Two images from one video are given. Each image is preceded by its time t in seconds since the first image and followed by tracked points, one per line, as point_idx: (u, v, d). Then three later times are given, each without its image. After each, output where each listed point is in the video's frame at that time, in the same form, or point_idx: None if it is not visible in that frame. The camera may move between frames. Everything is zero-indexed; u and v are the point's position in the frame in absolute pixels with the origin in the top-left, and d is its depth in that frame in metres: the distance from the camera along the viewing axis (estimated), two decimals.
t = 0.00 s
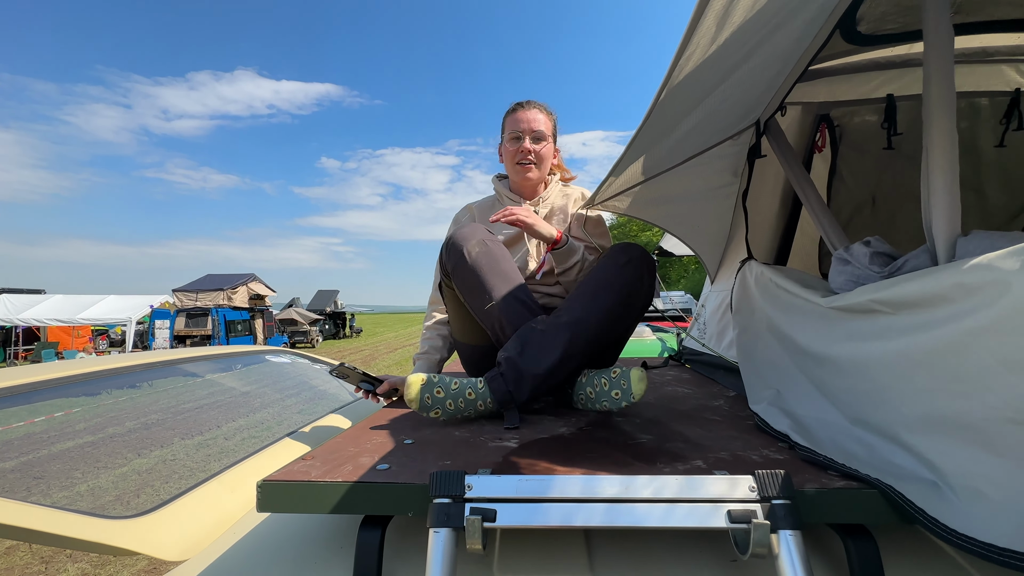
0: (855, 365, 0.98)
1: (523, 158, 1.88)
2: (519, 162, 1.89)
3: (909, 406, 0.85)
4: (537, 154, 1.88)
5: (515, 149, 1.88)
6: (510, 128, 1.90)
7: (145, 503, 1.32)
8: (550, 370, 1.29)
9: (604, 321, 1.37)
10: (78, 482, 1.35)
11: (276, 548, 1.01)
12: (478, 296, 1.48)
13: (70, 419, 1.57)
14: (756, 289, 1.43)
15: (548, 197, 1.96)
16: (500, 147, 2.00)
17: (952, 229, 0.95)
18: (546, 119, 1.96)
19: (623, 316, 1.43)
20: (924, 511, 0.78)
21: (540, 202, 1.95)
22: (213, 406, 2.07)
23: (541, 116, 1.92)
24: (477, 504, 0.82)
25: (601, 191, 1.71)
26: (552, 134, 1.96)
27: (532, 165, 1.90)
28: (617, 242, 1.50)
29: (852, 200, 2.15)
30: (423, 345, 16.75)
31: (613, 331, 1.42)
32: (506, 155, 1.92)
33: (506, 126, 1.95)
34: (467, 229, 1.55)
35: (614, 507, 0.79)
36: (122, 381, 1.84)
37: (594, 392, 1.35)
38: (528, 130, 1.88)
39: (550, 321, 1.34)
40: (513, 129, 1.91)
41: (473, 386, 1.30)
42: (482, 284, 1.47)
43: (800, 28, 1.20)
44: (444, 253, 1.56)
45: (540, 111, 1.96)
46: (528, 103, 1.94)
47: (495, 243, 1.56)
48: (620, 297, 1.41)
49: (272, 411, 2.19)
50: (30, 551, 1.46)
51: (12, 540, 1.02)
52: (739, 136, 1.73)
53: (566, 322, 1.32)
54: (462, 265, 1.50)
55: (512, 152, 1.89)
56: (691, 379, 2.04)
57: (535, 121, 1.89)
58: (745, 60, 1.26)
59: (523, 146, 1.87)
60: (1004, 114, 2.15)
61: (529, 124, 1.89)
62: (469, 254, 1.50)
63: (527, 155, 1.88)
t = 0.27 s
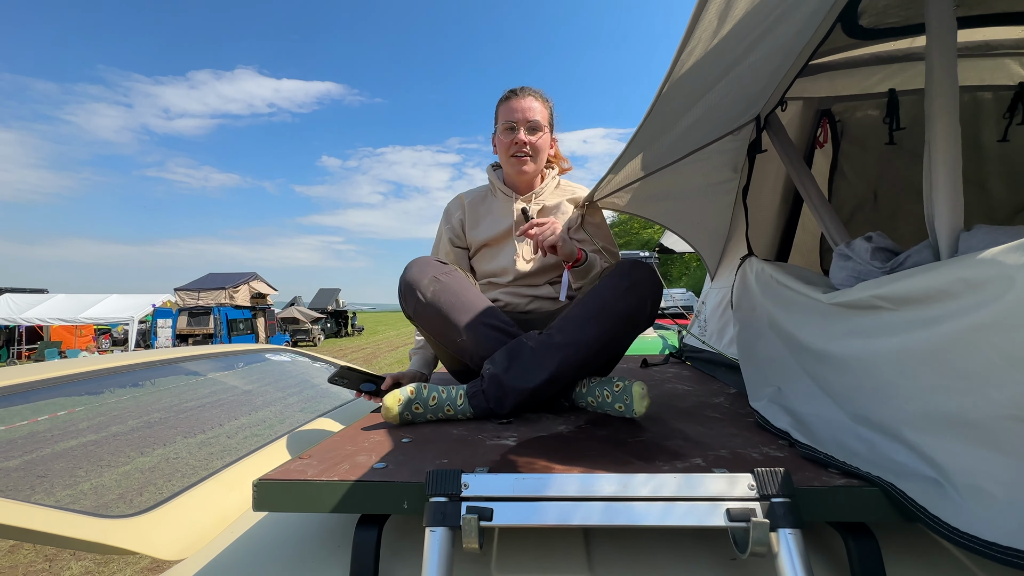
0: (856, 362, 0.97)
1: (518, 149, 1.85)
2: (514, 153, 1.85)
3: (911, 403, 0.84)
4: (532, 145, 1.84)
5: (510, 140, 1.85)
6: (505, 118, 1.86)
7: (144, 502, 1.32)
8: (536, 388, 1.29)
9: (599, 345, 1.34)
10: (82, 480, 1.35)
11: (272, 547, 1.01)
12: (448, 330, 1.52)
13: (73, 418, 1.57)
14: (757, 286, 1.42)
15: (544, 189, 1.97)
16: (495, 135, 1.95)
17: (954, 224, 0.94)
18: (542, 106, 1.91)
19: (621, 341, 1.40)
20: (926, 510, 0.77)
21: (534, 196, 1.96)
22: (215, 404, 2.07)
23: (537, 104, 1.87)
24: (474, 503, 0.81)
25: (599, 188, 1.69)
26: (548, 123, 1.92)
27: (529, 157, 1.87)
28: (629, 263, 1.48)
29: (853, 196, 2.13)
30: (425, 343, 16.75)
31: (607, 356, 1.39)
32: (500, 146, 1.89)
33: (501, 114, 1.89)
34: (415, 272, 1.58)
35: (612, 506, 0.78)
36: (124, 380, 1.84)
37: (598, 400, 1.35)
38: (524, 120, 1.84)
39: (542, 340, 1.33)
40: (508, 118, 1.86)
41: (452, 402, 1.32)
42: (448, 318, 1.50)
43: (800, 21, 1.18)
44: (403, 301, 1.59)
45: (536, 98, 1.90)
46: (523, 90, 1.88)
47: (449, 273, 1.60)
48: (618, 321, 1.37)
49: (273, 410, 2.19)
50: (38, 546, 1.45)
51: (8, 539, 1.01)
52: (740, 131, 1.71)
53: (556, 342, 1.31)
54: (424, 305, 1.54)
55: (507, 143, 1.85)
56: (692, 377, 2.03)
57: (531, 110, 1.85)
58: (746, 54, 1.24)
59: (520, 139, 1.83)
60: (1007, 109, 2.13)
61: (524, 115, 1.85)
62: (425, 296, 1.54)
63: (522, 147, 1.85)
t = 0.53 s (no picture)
0: (854, 359, 0.96)
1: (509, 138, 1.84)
2: (506, 142, 1.84)
3: (909, 401, 0.83)
4: (524, 134, 1.83)
5: (501, 129, 1.83)
6: (497, 106, 1.85)
7: (143, 499, 1.32)
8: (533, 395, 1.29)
9: (605, 364, 1.32)
10: (87, 479, 1.37)
11: (268, 544, 1.01)
12: (449, 363, 1.46)
13: (80, 417, 1.59)
14: (756, 283, 1.41)
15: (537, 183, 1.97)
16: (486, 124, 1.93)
17: (954, 219, 0.93)
18: (535, 96, 1.90)
19: (628, 360, 1.38)
20: (924, 508, 0.77)
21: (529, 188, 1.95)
22: (219, 403, 2.08)
23: (530, 93, 1.86)
24: (468, 500, 0.81)
25: (598, 185, 1.69)
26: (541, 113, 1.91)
27: (521, 147, 1.86)
28: (642, 282, 1.42)
29: (855, 194, 2.11)
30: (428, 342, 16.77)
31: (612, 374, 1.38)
32: (492, 136, 1.88)
33: (493, 103, 1.88)
34: (403, 307, 1.47)
35: (607, 503, 0.78)
36: (127, 378, 1.87)
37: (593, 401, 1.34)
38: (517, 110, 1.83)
39: (549, 350, 1.32)
40: (501, 107, 1.85)
41: (452, 403, 1.32)
42: (449, 353, 1.44)
43: (800, 16, 1.17)
44: (396, 340, 1.49)
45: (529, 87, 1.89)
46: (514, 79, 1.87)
47: (438, 302, 1.49)
48: (627, 340, 1.34)
49: (277, 409, 2.19)
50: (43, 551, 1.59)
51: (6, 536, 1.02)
52: (740, 128, 1.70)
53: (562, 354, 1.31)
54: (419, 343, 1.45)
55: (499, 133, 1.84)
56: (693, 375, 2.02)
57: (524, 99, 1.84)
58: (743, 49, 1.23)
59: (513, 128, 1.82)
60: (1012, 105, 2.11)
61: (515, 103, 1.84)
62: (417, 332, 1.44)
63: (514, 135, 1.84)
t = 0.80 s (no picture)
0: (852, 362, 0.94)
1: (487, 139, 1.82)
2: (484, 144, 1.83)
3: (907, 404, 0.81)
4: (502, 136, 1.82)
5: (479, 130, 1.82)
6: (475, 107, 1.84)
7: (137, 501, 1.31)
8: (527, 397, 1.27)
9: (602, 364, 1.31)
10: (94, 478, 1.41)
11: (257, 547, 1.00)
12: (444, 365, 1.45)
13: (88, 417, 1.64)
14: (755, 283, 1.39)
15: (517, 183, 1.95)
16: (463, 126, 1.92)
17: (955, 217, 0.91)
18: (513, 97, 1.90)
19: (625, 360, 1.36)
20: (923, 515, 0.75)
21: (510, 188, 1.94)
22: (224, 403, 2.10)
23: (507, 94, 1.85)
24: (454, 504, 0.80)
25: (597, 187, 1.66)
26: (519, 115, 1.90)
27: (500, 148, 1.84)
28: (641, 281, 1.40)
29: (857, 194, 2.07)
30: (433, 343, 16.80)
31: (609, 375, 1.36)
32: (471, 137, 1.86)
33: (471, 104, 1.87)
34: (396, 311, 1.47)
35: (596, 508, 0.76)
36: (137, 377, 1.90)
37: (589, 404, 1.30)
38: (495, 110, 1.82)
39: (545, 351, 1.31)
40: (478, 108, 1.84)
41: (451, 402, 1.28)
42: (443, 355, 1.43)
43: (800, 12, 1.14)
44: (389, 344, 1.48)
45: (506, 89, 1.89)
46: (494, 80, 1.86)
47: (432, 305, 1.48)
48: (623, 340, 1.32)
49: (282, 409, 2.21)
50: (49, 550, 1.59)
51: None
52: (740, 127, 1.68)
53: (556, 355, 1.29)
54: (413, 347, 1.44)
55: (477, 135, 1.82)
56: (693, 377, 2.00)
57: (501, 100, 1.83)
58: (742, 46, 1.21)
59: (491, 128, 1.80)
60: (1019, 102, 2.08)
61: (493, 104, 1.83)
62: (411, 335, 1.43)
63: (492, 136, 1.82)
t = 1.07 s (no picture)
0: (851, 371, 0.92)
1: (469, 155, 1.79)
2: (465, 159, 1.79)
3: (906, 416, 0.79)
4: (484, 151, 1.79)
5: (460, 146, 1.78)
6: (455, 122, 1.79)
7: (134, 506, 1.32)
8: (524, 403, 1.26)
9: (599, 368, 1.29)
10: (105, 477, 1.45)
11: (250, 555, 0.99)
12: (441, 372, 1.45)
13: (99, 416, 1.67)
14: (756, 288, 1.37)
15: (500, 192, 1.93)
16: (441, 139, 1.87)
17: (957, 224, 0.89)
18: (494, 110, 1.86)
19: (622, 363, 1.34)
20: (921, 530, 0.73)
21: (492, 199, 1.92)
22: (233, 404, 2.11)
23: (487, 109, 1.81)
24: (442, 516, 0.79)
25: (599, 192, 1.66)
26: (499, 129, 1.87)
27: (481, 164, 1.81)
28: (636, 284, 1.38)
29: (862, 197, 2.04)
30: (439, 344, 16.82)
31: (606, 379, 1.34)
32: (452, 152, 1.81)
33: (450, 117, 1.82)
34: (391, 319, 1.45)
35: (586, 522, 0.75)
36: (145, 379, 1.92)
37: (585, 410, 1.30)
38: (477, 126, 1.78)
39: (541, 357, 1.30)
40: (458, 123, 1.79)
41: (446, 411, 1.28)
42: (440, 362, 1.42)
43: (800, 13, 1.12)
44: (385, 351, 1.48)
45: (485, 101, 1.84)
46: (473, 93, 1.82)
47: (427, 313, 1.46)
48: (619, 345, 1.30)
49: (289, 410, 2.21)
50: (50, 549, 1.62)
51: None
52: (741, 130, 1.66)
53: (552, 361, 1.28)
54: (409, 355, 1.44)
55: (459, 150, 1.78)
56: (694, 382, 1.97)
57: (483, 115, 1.79)
58: (739, 50, 1.19)
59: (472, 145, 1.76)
60: None
61: (474, 119, 1.79)
62: (407, 344, 1.43)
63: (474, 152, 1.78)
